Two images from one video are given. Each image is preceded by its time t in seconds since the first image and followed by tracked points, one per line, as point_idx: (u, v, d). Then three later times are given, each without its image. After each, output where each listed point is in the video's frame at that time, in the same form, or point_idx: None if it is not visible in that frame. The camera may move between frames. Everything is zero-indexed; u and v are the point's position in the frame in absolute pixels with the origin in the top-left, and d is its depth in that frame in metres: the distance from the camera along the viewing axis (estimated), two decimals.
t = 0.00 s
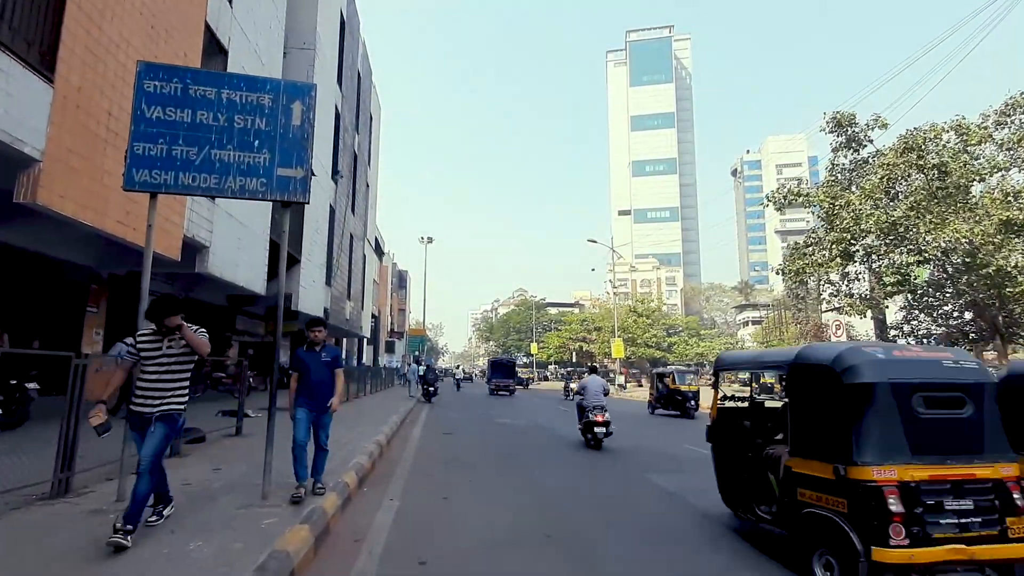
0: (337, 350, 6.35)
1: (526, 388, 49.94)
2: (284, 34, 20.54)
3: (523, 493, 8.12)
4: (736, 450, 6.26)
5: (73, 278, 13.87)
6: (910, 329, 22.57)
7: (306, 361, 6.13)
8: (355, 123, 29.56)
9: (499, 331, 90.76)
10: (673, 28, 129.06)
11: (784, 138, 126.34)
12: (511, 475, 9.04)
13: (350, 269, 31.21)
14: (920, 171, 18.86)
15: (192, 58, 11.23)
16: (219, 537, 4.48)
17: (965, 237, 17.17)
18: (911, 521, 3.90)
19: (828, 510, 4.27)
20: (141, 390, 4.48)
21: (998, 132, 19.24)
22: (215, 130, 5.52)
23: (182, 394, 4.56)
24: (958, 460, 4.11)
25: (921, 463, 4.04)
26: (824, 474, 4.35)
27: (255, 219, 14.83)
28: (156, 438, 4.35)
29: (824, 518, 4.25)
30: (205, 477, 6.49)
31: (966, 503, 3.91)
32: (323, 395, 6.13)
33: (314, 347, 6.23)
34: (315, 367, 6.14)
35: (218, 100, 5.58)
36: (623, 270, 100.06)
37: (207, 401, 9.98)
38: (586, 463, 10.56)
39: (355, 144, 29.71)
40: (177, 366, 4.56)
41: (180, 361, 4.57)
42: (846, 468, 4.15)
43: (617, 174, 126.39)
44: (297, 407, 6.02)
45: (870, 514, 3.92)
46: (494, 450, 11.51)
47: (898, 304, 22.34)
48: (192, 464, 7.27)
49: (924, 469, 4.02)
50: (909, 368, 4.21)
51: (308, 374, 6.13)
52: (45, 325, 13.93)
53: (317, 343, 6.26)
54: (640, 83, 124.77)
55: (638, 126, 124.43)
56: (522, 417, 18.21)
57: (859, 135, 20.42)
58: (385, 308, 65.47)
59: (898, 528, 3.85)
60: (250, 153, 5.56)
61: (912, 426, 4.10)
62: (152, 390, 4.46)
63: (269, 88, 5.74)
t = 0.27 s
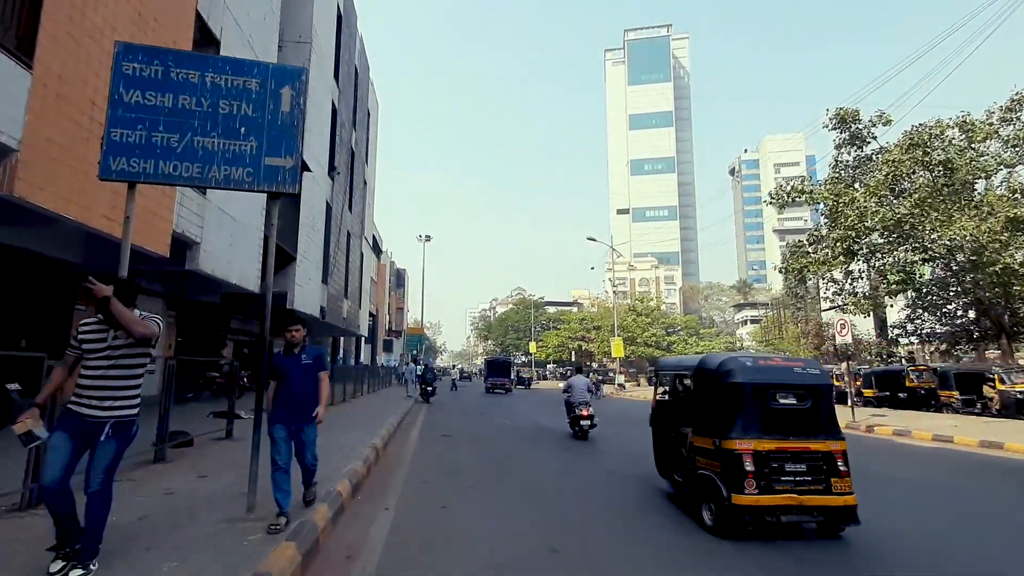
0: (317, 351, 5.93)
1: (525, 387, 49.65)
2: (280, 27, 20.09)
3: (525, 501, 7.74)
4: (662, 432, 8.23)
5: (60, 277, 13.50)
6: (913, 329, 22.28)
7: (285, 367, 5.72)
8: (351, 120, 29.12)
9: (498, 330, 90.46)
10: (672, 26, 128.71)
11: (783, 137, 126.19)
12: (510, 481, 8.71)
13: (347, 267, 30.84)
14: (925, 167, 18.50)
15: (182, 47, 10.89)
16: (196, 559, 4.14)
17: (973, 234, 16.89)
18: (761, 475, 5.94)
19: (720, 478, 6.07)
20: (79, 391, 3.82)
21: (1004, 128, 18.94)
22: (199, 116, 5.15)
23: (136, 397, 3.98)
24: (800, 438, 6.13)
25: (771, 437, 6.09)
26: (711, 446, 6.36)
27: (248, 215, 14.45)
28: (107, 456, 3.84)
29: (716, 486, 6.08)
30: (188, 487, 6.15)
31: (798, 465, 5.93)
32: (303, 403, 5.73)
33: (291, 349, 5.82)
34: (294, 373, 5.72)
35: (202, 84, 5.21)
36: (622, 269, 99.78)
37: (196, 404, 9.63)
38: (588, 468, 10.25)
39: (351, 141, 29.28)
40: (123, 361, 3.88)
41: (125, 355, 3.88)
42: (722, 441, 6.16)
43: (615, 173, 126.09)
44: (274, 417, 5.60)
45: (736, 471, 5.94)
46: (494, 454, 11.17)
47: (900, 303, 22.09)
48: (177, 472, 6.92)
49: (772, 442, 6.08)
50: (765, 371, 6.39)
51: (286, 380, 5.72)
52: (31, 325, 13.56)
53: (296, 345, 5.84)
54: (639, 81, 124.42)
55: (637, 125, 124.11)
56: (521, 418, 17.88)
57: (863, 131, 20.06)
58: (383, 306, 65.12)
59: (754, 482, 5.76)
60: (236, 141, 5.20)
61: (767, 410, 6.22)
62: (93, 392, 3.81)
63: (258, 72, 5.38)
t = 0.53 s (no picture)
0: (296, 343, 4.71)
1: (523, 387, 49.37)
2: (274, 21, 19.72)
3: (528, 503, 7.39)
4: (616, 415, 10.24)
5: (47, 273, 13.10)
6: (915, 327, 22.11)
7: (254, 362, 4.54)
8: (348, 116, 28.76)
9: (496, 330, 90.17)
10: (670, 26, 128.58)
11: (781, 136, 126.19)
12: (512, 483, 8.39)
13: (344, 266, 30.49)
14: (930, 164, 18.33)
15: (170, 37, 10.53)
16: (171, 568, 3.78)
17: (978, 230, 16.75)
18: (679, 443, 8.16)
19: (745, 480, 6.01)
20: None
21: (1007, 124, 18.75)
22: (178, 97, 4.85)
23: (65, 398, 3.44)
24: (709, 416, 8.32)
25: (688, 417, 8.25)
26: (646, 425, 8.45)
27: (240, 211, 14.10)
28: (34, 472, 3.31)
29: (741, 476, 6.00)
30: (171, 489, 5.78)
31: (707, 437, 8.10)
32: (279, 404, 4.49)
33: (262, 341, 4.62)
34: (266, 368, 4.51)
35: (181, 63, 4.90)
36: (620, 269, 99.57)
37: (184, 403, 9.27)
38: (592, 468, 9.93)
39: (348, 138, 28.92)
40: (43, 358, 3.32)
41: (45, 352, 3.33)
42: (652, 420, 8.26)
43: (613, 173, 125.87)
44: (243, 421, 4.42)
45: (660, 442, 8.12)
46: (494, 454, 10.83)
47: (902, 301, 21.90)
48: (160, 474, 6.55)
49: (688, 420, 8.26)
50: (685, 367, 8.50)
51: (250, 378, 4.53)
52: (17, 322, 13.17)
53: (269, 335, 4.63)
54: (637, 81, 124.28)
55: (635, 125, 123.93)
56: (521, 418, 17.57)
57: (865, 127, 19.86)
58: (381, 306, 64.79)
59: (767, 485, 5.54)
60: (218, 124, 4.90)
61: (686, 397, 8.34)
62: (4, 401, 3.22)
63: (241, 51, 5.07)
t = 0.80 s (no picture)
0: (259, 337, 3.81)
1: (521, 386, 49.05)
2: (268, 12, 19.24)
3: (526, 511, 7.04)
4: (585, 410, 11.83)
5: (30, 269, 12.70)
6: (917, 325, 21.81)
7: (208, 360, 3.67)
8: (344, 112, 28.33)
9: (494, 328, 89.81)
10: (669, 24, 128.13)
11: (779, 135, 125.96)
12: (511, 487, 8.04)
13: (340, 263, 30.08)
14: (935, 159, 18.01)
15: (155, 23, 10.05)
16: None
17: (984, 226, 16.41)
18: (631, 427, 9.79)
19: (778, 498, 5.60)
20: None
21: (1013, 119, 18.41)
22: (149, 74, 4.48)
23: None
24: (657, 406, 9.95)
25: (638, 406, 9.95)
26: (604, 414, 10.13)
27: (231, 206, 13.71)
28: None
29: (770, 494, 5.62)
30: (146, 497, 5.43)
31: (653, 422, 9.71)
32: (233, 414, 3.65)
33: (218, 334, 3.75)
34: (217, 368, 3.66)
35: (153, 37, 4.53)
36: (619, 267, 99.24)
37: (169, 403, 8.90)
38: (594, 471, 9.56)
39: (344, 134, 28.49)
40: None
41: None
42: (609, 408, 9.95)
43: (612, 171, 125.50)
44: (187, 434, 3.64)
45: (615, 425, 9.77)
46: (492, 455, 10.49)
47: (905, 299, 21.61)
48: (139, 480, 6.20)
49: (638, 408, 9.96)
50: (637, 366, 10.26)
51: (202, 379, 3.66)
52: None
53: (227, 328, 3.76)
54: (636, 79, 123.86)
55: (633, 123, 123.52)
56: (520, 418, 17.20)
57: (868, 122, 19.56)
58: (378, 304, 64.30)
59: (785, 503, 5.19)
60: (192, 102, 4.54)
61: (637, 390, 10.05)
62: None
63: (218, 25, 4.71)
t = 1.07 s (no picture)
0: (205, 325, 2.92)
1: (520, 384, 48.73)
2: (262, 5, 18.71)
3: (530, 516, 6.66)
4: (564, 398, 13.29)
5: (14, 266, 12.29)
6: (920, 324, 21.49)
7: (141, 363, 2.76)
8: (340, 107, 27.91)
9: (492, 327, 89.38)
10: (667, 22, 127.79)
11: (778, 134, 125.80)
12: (512, 491, 7.69)
13: (336, 262, 29.64)
14: (941, 154, 17.68)
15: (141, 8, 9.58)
16: None
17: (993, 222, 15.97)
18: (600, 417, 11.26)
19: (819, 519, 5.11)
20: None
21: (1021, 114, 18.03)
22: (120, 49, 4.26)
23: None
24: (625, 399, 11.35)
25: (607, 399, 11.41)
26: (579, 405, 11.59)
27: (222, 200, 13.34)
28: None
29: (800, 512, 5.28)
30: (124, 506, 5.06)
31: (619, 412, 11.17)
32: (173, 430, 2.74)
33: (152, 328, 2.84)
34: (151, 368, 2.75)
35: (125, 10, 4.30)
36: (617, 266, 98.91)
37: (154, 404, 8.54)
38: (598, 473, 9.21)
39: (340, 130, 28.05)
40: None
41: None
42: (582, 402, 11.40)
43: (610, 169, 125.11)
44: (106, 463, 2.68)
45: (587, 415, 11.26)
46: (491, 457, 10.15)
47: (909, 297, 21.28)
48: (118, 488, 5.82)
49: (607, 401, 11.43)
50: (606, 366, 11.69)
51: (137, 390, 2.73)
52: None
53: (162, 318, 2.86)
54: (634, 77, 123.48)
55: (631, 121, 123.14)
56: (520, 418, 16.83)
57: (873, 117, 19.20)
58: (375, 303, 63.88)
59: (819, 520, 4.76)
60: (169, 81, 4.41)
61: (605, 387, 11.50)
62: None
63: None
